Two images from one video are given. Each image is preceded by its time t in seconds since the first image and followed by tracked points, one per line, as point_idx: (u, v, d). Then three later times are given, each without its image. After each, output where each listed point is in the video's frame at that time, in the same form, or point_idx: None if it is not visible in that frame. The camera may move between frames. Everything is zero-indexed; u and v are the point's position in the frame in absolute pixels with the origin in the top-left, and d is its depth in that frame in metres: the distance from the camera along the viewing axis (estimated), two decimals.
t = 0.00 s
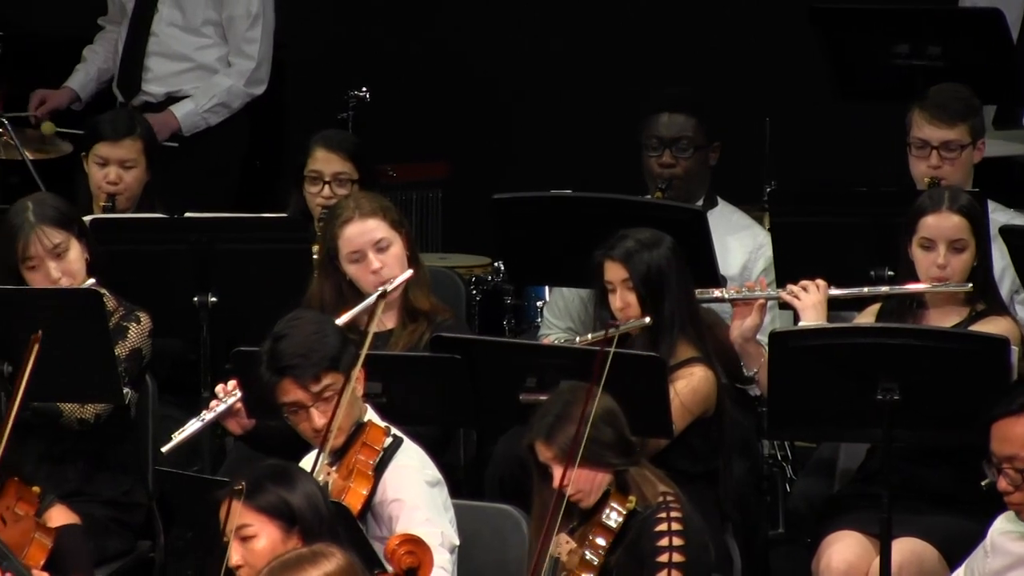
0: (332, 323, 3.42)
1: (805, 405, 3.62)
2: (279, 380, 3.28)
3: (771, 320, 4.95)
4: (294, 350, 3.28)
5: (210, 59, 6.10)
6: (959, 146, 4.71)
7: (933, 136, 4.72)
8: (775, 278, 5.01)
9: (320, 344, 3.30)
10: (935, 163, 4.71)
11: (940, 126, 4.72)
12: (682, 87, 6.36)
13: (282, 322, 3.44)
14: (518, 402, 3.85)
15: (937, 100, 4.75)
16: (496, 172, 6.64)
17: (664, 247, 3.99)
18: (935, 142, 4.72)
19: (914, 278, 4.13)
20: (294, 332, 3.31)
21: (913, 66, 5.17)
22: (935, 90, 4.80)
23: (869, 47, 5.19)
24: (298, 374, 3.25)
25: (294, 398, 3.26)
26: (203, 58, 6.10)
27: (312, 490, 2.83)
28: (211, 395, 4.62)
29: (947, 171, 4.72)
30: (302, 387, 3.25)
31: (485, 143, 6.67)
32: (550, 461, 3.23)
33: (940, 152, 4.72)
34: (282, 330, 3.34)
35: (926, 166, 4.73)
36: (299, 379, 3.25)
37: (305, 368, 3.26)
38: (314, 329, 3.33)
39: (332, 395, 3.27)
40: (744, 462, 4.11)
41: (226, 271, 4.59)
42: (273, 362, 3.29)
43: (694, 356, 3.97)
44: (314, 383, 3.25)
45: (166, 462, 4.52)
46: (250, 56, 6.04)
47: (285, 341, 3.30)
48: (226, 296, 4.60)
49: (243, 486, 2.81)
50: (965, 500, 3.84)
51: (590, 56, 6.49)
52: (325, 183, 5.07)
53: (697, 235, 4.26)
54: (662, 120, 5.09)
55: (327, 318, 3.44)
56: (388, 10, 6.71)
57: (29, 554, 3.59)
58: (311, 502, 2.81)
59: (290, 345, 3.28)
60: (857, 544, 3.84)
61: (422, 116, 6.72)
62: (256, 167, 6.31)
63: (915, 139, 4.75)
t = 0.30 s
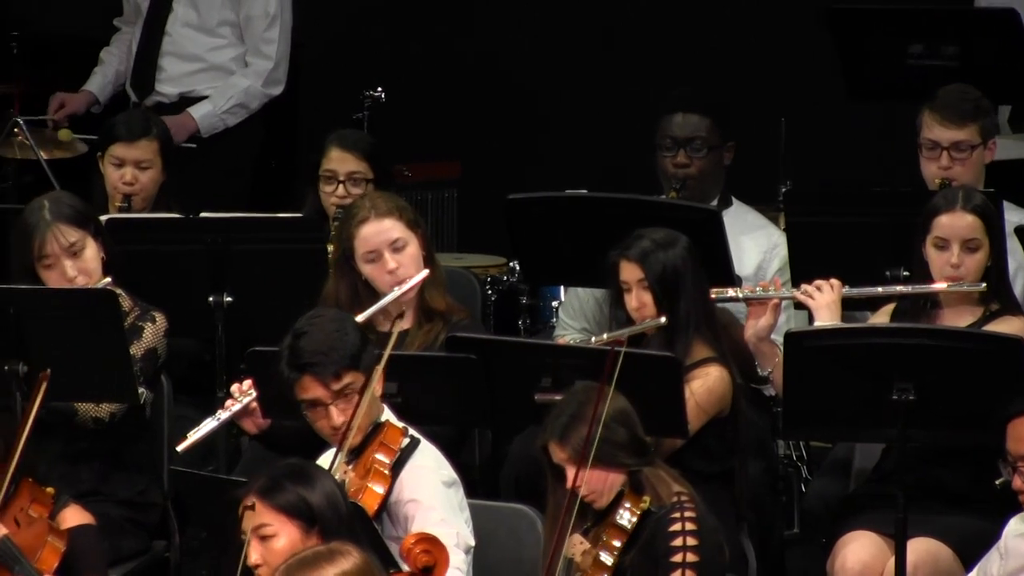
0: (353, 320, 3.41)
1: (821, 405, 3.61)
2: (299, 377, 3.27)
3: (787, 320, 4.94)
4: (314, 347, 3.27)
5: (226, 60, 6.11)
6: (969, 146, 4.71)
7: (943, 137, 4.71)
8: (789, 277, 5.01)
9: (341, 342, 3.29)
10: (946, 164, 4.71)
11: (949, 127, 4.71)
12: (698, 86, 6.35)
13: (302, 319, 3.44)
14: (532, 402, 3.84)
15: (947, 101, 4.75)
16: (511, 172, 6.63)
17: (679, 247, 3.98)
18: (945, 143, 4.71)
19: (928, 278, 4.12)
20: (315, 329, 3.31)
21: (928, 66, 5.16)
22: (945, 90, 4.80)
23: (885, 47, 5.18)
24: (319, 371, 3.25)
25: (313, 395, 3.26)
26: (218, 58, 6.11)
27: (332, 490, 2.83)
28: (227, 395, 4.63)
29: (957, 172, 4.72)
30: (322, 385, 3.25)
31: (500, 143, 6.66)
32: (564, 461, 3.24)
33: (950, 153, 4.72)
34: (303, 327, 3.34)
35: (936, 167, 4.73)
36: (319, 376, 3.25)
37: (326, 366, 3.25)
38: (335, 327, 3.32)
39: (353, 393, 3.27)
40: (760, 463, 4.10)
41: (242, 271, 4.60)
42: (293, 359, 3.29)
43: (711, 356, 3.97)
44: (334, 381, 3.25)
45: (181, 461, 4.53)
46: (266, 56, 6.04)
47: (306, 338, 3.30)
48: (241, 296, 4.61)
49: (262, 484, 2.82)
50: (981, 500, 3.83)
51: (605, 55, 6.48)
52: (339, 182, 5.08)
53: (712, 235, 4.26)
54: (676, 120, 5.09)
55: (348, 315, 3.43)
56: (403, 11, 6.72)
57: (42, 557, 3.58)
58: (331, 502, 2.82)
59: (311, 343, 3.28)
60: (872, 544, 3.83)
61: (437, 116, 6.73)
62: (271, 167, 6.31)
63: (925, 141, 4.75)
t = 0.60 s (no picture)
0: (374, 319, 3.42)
1: (835, 404, 3.61)
2: (319, 373, 3.28)
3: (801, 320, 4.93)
4: (335, 344, 3.28)
5: (241, 58, 6.13)
6: (982, 145, 4.71)
7: (956, 136, 4.71)
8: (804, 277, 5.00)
9: (362, 340, 3.30)
10: (958, 163, 4.71)
11: (962, 126, 4.71)
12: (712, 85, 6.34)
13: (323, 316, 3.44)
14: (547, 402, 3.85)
15: (960, 100, 4.75)
16: (525, 171, 6.63)
17: (694, 246, 3.98)
18: (957, 143, 4.71)
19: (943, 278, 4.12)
20: (336, 326, 3.32)
21: (944, 66, 5.16)
22: (957, 90, 4.79)
23: (899, 47, 5.17)
24: (338, 368, 3.26)
25: (332, 391, 3.27)
26: (234, 57, 6.12)
27: (349, 489, 2.85)
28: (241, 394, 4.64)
29: (970, 171, 4.71)
30: (341, 382, 3.26)
31: (514, 142, 6.66)
32: (578, 462, 3.24)
33: (963, 152, 4.71)
34: (324, 323, 3.35)
35: (949, 166, 4.72)
36: (339, 373, 3.26)
37: (346, 363, 3.26)
38: (356, 325, 3.33)
39: (372, 392, 3.27)
40: (776, 462, 4.06)
41: (257, 271, 4.62)
42: (314, 355, 3.30)
43: (726, 356, 3.98)
44: (354, 378, 3.26)
45: (196, 461, 4.54)
46: (280, 54, 6.05)
47: (327, 334, 3.31)
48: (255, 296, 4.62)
49: (279, 483, 2.82)
50: (994, 501, 3.82)
51: (620, 54, 6.48)
52: (353, 182, 5.09)
53: (726, 234, 4.26)
54: (690, 120, 5.09)
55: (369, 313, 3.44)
56: (418, 11, 6.73)
57: (52, 556, 3.57)
58: (347, 500, 2.83)
59: (332, 340, 3.29)
60: (886, 543, 3.84)
61: (450, 114, 6.74)
62: (286, 167, 6.32)
63: (938, 140, 4.75)
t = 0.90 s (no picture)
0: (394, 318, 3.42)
1: (851, 404, 3.60)
2: (339, 371, 3.27)
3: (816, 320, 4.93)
4: (356, 342, 3.27)
5: (255, 58, 6.14)
6: (999, 148, 4.70)
7: (972, 138, 4.70)
8: (818, 277, 5.00)
9: (382, 339, 3.29)
10: (975, 165, 4.70)
11: (979, 128, 4.71)
12: (727, 86, 6.34)
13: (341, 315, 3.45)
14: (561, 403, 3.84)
15: (977, 102, 4.74)
16: (540, 171, 6.63)
17: (710, 247, 3.99)
18: (974, 144, 4.70)
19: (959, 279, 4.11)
20: (357, 325, 3.31)
21: (959, 67, 5.16)
22: (975, 92, 4.79)
23: (913, 48, 5.17)
24: (359, 366, 3.25)
25: (352, 389, 3.25)
26: (249, 57, 6.14)
27: (365, 489, 2.85)
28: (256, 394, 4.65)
29: (987, 174, 4.70)
30: (361, 380, 3.25)
31: (529, 142, 6.66)
32: (593, 465, 3.23)
33: (980, 154, 4.71)
34: (345, 321, 3.34)
35: (966, 168, 4.72)
36: (359, 371, 3.25)
37: (367, 361, 3.25)
38: (377, 324, 3.32)
39: (391, 391, 3.27)
40: (791, 463, 4.12)
41: (273, 270, 4.63)
42: (334, 352, 3.29)
43: (741, 357, 3.97)
44: (373, 377, 3.25)
45: (211, 461, 4.55)
46: (294, 54, 6.06)
47: (348, 332, 3.30)
48: (271, 296, 4.63)
49: (294, 483, 2.83)
50: (1010, 501, 3.82)
51: (634, 55, 6.48)
52: (367, 182, 5.09)
53: (741, 235, 4.25)
54: (703, 121, 5.09)
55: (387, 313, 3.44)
56: (433, 11, 6.74)
57: (62, 555, 3.46)
58: (363, 501, 2.84)
59: (353, 338, 3.28)
60: (903, 544, 3.83)
61: (464, 115, 6.74)
62: (301, 167, 6.33)
63: (954, 142, 4.74)
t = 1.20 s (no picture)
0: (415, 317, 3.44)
1: (866, 405, 3.61)
2: (359, 367, 3.29)
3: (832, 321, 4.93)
4: (377, 339, 3.30)
5: (270, 57, 6.15)
6: (1018, 147, 4.69)
7: (992, 137, 4.70)
8: (835, 277, 5.00)
9: (404, 337, 3.32)
10: (994, 164, 4.70)
11: (998, 128, 4.70)
12: (743, 86, 6.34)
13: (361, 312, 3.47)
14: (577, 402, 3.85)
15: (996, 101, 4.74)
16: (556, 171, 6.64)
17: (725, 247, 3.99)
18: (993, 144, 4.70)
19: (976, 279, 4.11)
20: (378, 322, 3.33)
21: (975, 67, 5.21)
22: (994, 91, 4.78)
23: (929, 47, 5.23)
24: (381, 363, 3.28)
25: (372, 386, 3.29)
26: (265, 56, 6.15)
27: (381, 489, 2.87)
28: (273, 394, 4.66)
29: (1006, 173, 4.70)
30: (382, 377, 3.28)
31: (545, 142, 6.67)
32: (607, 467, 3.24)
33: (999, 154, 4.70)
34: (366, 319, 3.36)
35: (985, 167, 4.71)
36: (380, 367, 3.28)
37: (388, 358, 3.28)
38: (398, 322, 3.35)
39: (411, 390, 3.29)
40: (808, 464, 4.06)
41: (289, 270, 4.65)
42: (355, 349, 3.31)
43: (757, 357, 3.97)
44: (394, 375, 3.28)
45: (228, 461, 4.56)
46: (308, 52, 6.07)
47: (369, 329, 3.32)
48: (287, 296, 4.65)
49: (311, 483, 2.84)
50: None
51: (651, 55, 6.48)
52: (384, 182, 5.11)
53: (756, 235, 4.26)
54: (721, 121, 5.10)
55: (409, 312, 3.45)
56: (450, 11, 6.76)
57: (76, 554, 3.37)
58: (380, 500, 2.85)
59: (374, 335, 3.30)
60: (918, 544, 3.83)
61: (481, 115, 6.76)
62: (318, 168, 6.35)
63: (973, 141, 4.74)
